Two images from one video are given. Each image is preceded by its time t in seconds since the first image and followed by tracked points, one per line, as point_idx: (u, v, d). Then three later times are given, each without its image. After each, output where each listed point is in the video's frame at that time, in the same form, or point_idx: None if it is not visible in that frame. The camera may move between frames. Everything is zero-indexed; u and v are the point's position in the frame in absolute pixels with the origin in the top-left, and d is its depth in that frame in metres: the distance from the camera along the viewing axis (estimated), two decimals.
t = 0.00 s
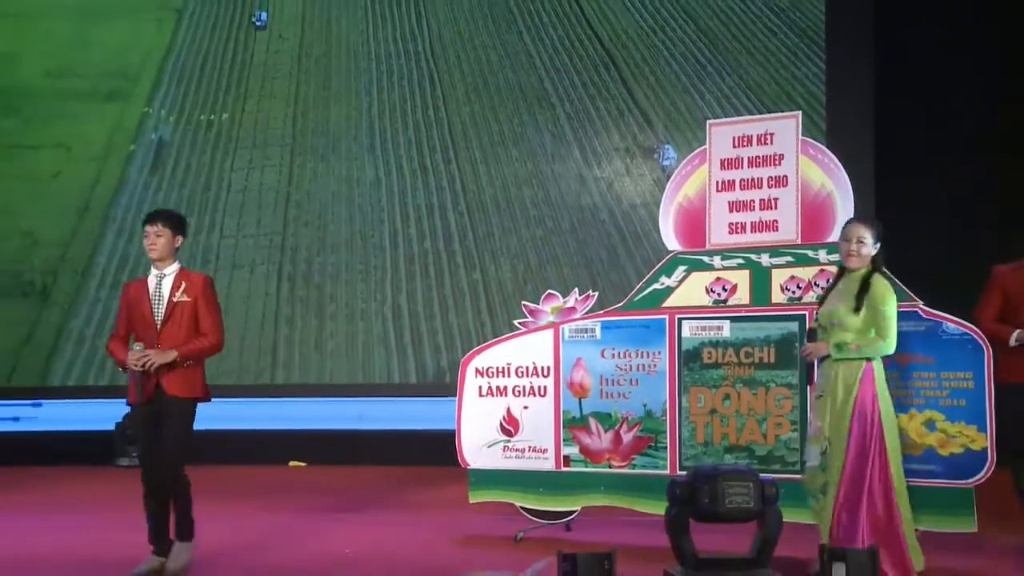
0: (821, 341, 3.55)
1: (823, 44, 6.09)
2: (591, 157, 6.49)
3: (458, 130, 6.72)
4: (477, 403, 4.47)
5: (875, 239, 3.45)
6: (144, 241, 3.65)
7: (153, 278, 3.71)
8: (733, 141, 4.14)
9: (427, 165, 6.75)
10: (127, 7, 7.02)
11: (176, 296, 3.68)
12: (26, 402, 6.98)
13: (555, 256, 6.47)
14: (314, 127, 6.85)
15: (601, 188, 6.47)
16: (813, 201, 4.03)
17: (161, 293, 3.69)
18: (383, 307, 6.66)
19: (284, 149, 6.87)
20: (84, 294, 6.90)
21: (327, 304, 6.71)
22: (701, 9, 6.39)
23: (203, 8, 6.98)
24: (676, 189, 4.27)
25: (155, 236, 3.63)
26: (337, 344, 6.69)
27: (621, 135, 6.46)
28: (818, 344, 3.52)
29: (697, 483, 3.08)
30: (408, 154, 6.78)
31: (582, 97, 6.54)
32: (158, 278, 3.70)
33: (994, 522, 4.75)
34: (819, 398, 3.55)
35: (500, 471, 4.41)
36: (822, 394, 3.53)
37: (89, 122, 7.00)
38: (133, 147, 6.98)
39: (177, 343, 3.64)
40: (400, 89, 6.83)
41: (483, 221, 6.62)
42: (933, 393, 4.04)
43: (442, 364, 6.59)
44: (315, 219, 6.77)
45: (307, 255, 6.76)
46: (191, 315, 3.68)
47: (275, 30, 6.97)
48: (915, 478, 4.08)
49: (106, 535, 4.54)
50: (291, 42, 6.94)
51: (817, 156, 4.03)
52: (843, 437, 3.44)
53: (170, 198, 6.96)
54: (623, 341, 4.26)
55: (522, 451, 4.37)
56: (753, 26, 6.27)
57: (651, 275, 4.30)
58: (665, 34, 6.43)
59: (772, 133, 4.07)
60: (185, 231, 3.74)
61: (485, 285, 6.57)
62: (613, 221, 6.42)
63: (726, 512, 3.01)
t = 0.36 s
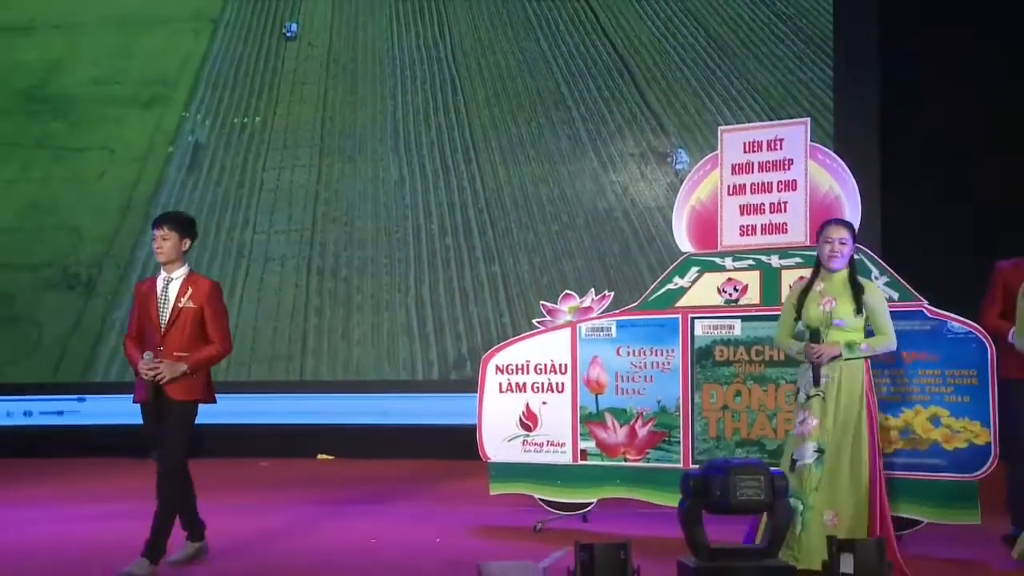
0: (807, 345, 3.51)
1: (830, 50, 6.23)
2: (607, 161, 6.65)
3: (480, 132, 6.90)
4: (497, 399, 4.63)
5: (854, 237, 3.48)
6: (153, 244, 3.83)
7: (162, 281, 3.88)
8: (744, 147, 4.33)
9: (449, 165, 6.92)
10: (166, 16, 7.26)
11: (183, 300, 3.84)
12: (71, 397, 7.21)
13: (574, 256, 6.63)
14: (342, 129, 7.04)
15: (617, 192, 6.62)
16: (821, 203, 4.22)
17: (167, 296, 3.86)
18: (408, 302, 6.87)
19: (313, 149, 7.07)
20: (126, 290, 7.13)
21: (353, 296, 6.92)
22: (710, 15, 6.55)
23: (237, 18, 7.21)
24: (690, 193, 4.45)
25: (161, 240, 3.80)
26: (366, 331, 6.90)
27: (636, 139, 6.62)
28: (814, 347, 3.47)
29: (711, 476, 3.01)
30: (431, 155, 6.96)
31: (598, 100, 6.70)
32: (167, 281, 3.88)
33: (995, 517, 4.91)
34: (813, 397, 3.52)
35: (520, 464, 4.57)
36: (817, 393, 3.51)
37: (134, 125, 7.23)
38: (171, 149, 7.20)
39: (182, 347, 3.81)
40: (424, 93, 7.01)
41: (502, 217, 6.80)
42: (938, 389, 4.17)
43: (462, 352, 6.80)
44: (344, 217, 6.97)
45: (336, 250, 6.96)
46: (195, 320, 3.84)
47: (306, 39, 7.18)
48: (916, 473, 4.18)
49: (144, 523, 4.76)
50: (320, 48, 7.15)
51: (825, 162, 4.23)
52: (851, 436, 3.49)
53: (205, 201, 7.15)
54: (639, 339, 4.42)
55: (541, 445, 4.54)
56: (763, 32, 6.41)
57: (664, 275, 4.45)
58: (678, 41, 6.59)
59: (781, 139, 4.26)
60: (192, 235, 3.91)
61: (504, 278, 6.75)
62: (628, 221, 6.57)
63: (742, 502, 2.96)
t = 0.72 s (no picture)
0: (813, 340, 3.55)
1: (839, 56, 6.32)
2: (622, 165, 6.82)
3: (500, 134, 7.04)
4: (516, 395, 4.78)
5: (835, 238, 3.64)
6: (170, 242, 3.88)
7: (182, 275, 3.95)
8: (755, 152, 4.45)
9: (469, 165, 7.08)
10: (199, 22, 7.45)
11: (196, 294, 3.90)
12: (109, 392, 7.43)
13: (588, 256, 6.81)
14: (365, 132, 7.23)
15: (632, 196, 6.79)
16: (830, 206, 4.37)
17: (185, 290, 3.92)
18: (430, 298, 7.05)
19: (340, 150, 7.25)
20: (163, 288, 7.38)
21: (376, 289, 7.11)
22: (721, 20, 6.65)
23: (267, 27, 7.37)
24: (702, 196, 4.60)
25: (177, 240, 3.85)
26: (388, 323, 7.10)
27: (650, 145, 6.78)
28: (824, 342, 3.50)
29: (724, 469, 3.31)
30: (452, 156, 7.11)
31: (613, 103, 6.84)
32: (185, 275, 3.94)
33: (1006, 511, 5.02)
34: (815, 392, 3.58)
35: (539, 459, 4.74)
36: (821, 388, 3.57)
37: (171, 127, 7.46)
38: (205, 149, 7.42)
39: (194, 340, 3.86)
40: (445, 95, 7.15)
41: (520, 213, 6.96)
42: (944, 385, 4.25)
43: (482, 340, 6.97)
44: (369, 215, 7.16)
45: (361, 243, 7.16)
46: (208, 314, 3.88)
47: (333, 46, 7.32)
48: (922, 466, 4.25)
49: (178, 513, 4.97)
50: (345, 53, 7.29)
51: (833, 166, 4.36)
52: (852, 430, 3.60)
53: (236, 199, 7.36)
54: (652, 337, 4.56)
55: (558, 440, 4.70)
56: (771, 37, 6.51)
57: (678, 275, 4.58)
58: (690, 47, 6.71)
59: (791, 144, 4.38)
60: (208, 231, 3.94)
61: (521, 271, 6.92)
62: (644, 225, 6.76)
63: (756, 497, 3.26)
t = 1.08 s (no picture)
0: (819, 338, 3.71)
1: (845, 61, 6.51)
2: (635, 170, 6.96)
3: (517, 136, 7.20)
4: (531, 391, 4.93)
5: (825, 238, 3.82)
6: (185, 246, 3.98)
7: (201, 275, 4.05)
8: (764, 156, 4.56)
9: (487, 166, 7.23)
10: (228, 29, 7.65)
11: (214, 295, 3.99)
12: (142, 388, 7.65)
13: (603, 258, 6.96)
14: (386, 137, 7.39)
15: (644, 199, 6.94)
16: (837, 208, 4.50)
17: (204, 290, 4.01)
18: (452, 294, 7.20)
19: (362, 153, 7.42)
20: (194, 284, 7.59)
21: (399, 286, 7.29)
22: (730, 27, 6.83)
23: (292, 35, 7.56)
24: (711, 199, 4.72)
25: (190, 246, 3.95)
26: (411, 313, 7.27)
27: (663, 150, 6.92)
28: (830, 340, 3.67)
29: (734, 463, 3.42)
30: (470, 157, 7.26)
31: (626, 108, 6.99)
32: (204, 276, 4.03)
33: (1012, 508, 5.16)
34: (816, 389, 3.73)
35: (555, 453, 4.90)
36: (822, 386, 3.72)
37: (201, 131, 7.67)
38: (234, 151, 7.62)
39: (216, 339, 3.96)
40: (464, 99, 7.30)
41: (535, 212, 7.12)
42: (947, 383, 4.38)
43: (498, 332, 7.14)
44: (391, 216, 7.33)
45: (382, 240, 7.33)
46: (227, 313, 3.97)
47: (356, 54, 7.49)
48: (926, 461, 4.38)
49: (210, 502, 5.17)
50: (367, 62, 7.46)
51: (840, 170, 4.47)
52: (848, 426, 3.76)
53: (264, 199, 7.56)
54: (664, 336, 4.71)
55: (573, 435, 4.86)
56: (776, 44, 6.69)
57: (689, 276, 4.72)
58: (702, 55, 6.87)
59: (799, 148, 4.47)
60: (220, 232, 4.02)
61: (536, 267, 7.07)
62: (656, 228, 6.91)
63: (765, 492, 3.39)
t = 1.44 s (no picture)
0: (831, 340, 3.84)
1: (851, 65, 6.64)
2: (648, 174, 7.13)
3: (534, 139, 7.36)
4: (548, 388, 5.11)
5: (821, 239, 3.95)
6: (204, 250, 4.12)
7: (221, 276, 4.18)
8: (773, 160, 4.72)
9: (506, 166, 7.40)
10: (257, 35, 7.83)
11: (238, 295, 4.13)
12: (176, 384, 7.88)
13: (619, 259, 7.13)
14: (408, 139, 7.59)
15: (657, 202, 7.10)
16: (844, 212, 4.64)
17: (226, 290, 4.15)
18: (475, 289, 7.39)
19: (387, 153, 7.61)
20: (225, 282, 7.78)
21: (421, 283, 7.48)
22: (737, 34, 6.98)
23: (319, 43, 7.75)
24: (723, 202, 4.87)
25: (208, 249, 4.08)
26: (434, 305, 7.45)
27: (674, 154, 7.10)
28: (841, 342, 3.81)
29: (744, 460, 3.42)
30: (489, 158, 7.43)
31: (639, 112, 7.16)
32: (225, 277, 4.16)
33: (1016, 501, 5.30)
34: (823, 388, 3.86)
35: (570, 448, 5.08)
36: (828, 386, 3.85)
37: (233, 134, 7.85)
38: (264, 153, 7.80)
39: (243, 337, 4.11)
40: (483, 102, 7.49)
41: (551, 210, 7.30)
42: (951, 379, 4.50)
43: (516, 323, 7.32)
44: (413, 214, 7.52)
45: (405, 237, 7.52)
46: (253, 311, 4.12)
47: (380, 61, 7.68)
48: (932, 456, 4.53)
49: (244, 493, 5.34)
50: (391, 69, 7.65)
51: (846, 173, 4.61)
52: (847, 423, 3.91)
53: (290, 203, 7.73)
54: (676, 335, 4.86)
55: (588, 430, 5.04)
56: (784, 50, 6.84)
57: (701, 276, 4.87)
58: (713, 61, 7.02)
59: (807, 153, 4.63)
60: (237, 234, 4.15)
61: (552, 263, 7.26)
62: (668, 230, 7.07)
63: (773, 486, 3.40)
